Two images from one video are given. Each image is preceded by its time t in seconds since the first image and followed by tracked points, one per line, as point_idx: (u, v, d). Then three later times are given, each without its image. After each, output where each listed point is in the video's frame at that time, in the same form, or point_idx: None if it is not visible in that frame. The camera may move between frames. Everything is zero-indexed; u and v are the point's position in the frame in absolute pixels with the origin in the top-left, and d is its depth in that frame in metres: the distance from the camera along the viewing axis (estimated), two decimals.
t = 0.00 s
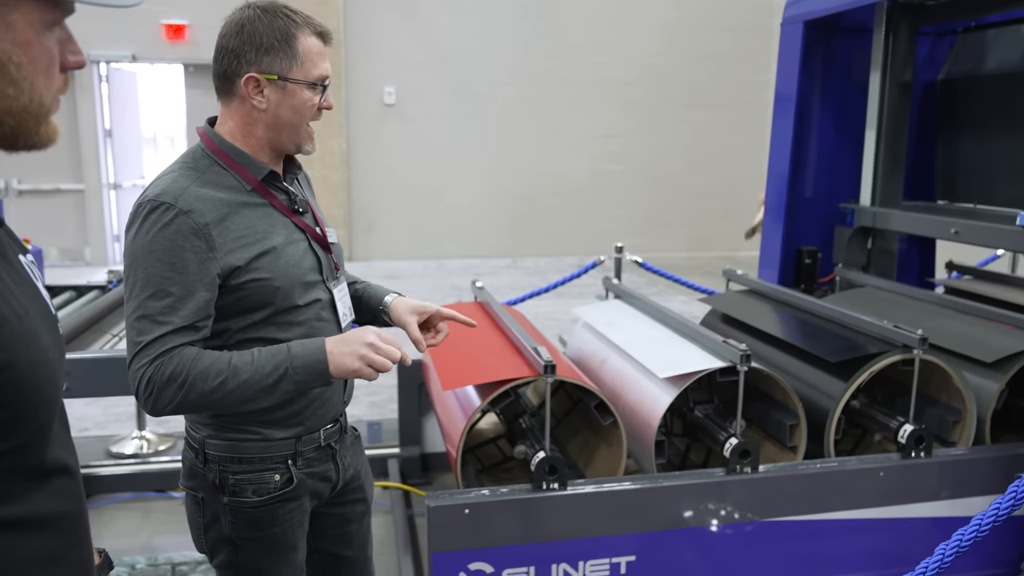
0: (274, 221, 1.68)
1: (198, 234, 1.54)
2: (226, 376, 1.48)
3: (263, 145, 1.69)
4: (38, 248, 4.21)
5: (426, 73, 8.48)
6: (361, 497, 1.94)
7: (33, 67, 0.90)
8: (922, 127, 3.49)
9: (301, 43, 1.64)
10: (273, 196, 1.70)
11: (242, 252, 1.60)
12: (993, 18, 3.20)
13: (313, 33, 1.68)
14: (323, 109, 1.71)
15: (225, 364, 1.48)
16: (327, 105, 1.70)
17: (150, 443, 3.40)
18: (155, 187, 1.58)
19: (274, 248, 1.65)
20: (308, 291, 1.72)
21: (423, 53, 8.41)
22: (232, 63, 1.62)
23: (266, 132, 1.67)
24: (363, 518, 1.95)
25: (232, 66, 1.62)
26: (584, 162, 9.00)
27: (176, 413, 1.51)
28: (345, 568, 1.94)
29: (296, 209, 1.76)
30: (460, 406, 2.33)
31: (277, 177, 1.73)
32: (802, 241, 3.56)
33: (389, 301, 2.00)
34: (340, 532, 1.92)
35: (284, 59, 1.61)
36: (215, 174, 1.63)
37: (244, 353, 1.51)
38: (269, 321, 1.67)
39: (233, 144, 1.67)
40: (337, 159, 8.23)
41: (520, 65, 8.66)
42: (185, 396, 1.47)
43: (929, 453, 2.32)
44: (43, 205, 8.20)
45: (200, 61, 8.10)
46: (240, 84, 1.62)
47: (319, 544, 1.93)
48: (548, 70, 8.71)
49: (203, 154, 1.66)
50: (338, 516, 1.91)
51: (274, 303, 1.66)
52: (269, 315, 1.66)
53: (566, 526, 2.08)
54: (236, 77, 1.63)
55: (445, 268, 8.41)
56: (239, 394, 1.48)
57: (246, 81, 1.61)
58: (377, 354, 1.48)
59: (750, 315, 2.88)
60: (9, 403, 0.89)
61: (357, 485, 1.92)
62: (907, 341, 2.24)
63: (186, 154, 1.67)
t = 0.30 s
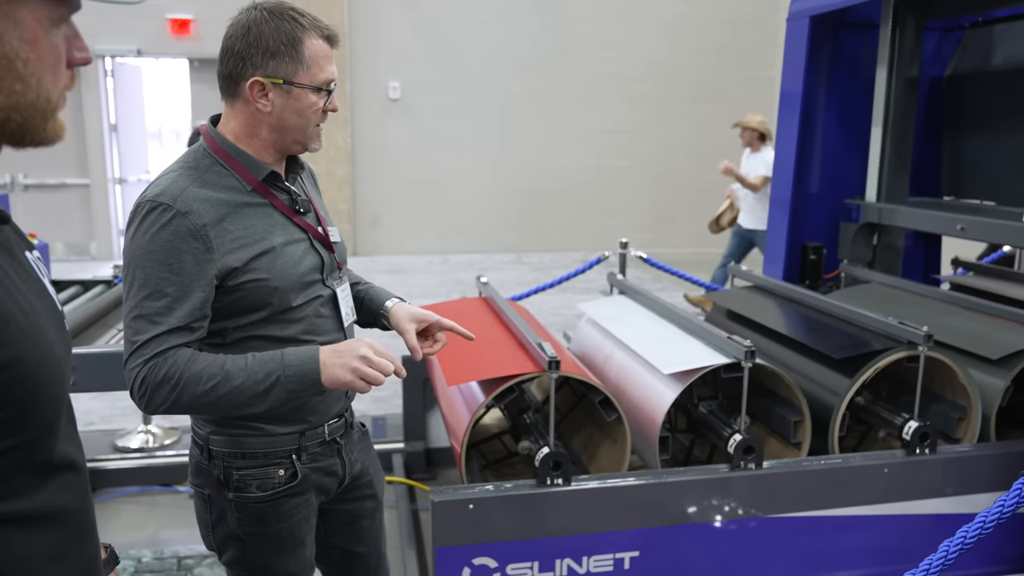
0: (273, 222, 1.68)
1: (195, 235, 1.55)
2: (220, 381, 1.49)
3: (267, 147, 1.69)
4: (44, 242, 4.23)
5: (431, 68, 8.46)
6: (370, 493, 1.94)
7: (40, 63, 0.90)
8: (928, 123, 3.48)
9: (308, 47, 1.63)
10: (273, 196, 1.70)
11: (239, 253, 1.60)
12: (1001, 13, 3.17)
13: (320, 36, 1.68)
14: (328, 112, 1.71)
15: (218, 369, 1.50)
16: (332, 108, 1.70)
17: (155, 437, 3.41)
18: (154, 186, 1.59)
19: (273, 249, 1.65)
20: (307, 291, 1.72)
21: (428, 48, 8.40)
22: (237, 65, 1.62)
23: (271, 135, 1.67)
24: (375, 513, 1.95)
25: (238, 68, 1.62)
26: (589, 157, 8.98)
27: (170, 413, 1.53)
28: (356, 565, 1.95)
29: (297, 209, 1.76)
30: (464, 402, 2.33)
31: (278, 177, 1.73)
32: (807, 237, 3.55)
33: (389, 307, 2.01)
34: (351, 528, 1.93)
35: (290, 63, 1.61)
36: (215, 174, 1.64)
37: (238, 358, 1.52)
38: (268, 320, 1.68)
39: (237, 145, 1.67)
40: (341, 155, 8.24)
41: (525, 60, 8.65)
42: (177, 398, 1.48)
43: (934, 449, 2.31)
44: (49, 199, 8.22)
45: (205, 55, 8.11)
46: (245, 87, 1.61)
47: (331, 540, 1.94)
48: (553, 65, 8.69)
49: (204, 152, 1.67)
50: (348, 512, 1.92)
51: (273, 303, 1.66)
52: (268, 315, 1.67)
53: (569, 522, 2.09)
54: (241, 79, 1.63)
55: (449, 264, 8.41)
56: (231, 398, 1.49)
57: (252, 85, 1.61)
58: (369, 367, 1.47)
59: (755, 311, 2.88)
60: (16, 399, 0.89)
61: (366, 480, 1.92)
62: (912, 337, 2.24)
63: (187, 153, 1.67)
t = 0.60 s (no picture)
0: (289, 220, 1.69)
1: (219, 235, 1.55)
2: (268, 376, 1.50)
3: (275, 146, 1.69)
4: (47, 241, 4.24)
5: (434, 66, 8.46)
6: (382, 485, 1.94)
7: (39, 65, 0.90)
8: (930, 122, 3.47)
9: (313, 45, 1.63)
10: (287, 195, 1.71)
11: (261, 252, 1.61)
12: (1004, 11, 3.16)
13: (325, 34, 1.68)
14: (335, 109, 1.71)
15: (262, 365, 1.50)
16: (339, 106, 1.70)
17: (158, 436, 3.42)
18: (171, 189, 1.58)
19: (289, 247, 1.66)
20: (322, 289, 1.73)
21: (431, 47, 8.40)
22: (244, 66, 1.62)
23: (279, 134, 1.67)
24: (388, 505, 1.95)
25: (244, 69, 1.62)
26: (592, 156, 8.97)
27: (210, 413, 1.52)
28: (375, 558, 1.94)
29: (309, 207, 1.77)
30: (466, 401, 2.33)
31: (290, 175, 1.75)
32: (810, 236, 3.54)
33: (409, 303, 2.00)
34: (363, 523, 1.93)
35: (297, 62, 1.61)
36: (229, 175, 1.64)
37: (286, 354, 1.53)
38: (286, 317, 1.68)
39: (246, 145, 1.67)
40: (344, 153, 8.26)
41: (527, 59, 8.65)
42: (224, 396, 1.48)
43: (935, 449, 2.31)
44: (52, 198, 8.23)
45: (207, 54, 8.12)
46: (252, 87, 1.62)
47: (339, 534, 1.95)
48: (556, 64, 8.69)
49: (216, 154, 1.67)
50: (358, 509, 1.92)
51: (289, 301, 1.67)
52: (285, 313, 1.68)
53: (571, 521, 2.09)
54: (248, 79, 1.63)
55: (451, 262, 8.41)
56: (279, 395, 1.50)
57: (259, 85, 1.61)
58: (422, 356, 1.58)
59: (756, 310, 2.88)
60: (15, 401, 0.89)
61: (376, 475, 1.93)
62: (914, 336, 2.24)
63: (197, 156, 1.67)
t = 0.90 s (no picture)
0: (346, 221, 1.62)
1: (295, 235, 1.49)
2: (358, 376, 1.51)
3: (330, 151, 1.63)
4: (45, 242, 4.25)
5: (433, 66, 8.46)
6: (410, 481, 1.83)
7: (27, 67, 0.90)
8: (929, 122, 3.46)
9: (377, 50, 1.60)
10: (341, 198, 1.64)
11: (330, 252, 1.55)
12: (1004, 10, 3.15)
13: (384, 41, 1.64)
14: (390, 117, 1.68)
15: (345, 365, 1.51)
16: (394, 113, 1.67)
17: (157, 437, 3.42)
18: (237, 189, 1.49)
19: (349, 248, 1.59)
20: (378, 292, 1.67)
21: (430, 46, 8.40)
22: (307, 69, 1.56)
23: (337, 140, 1.62)
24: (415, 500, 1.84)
25: (308, 72, 1.56)
26: (592, 155, 8.96)
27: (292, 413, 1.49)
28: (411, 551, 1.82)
29: (360, 211, 1.70)
30: (465, 402, 2.32)
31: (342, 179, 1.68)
32: (808, 235, 3.54)
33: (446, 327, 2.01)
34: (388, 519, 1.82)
35: (363, 68, 1.57)
36: (290, 175, 1.56)
37: (369, 354, 1.55)
38: (346, 320, 1.61)
39: (304, 149, 1.61)
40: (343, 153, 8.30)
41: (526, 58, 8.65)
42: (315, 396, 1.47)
43: (934, 448, 2.30)
44: (52, 199, 8.24)
45: (206, 54, 8.12)
46: (317, 91, 1.55)
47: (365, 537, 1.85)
48: (555, 63, 8.68)
49: (273, 154, 1.58)
50: (385, 509, 1.81)
51: (347, 303, 1.60)
52: (346, 316, 1.61)
53: (571, 521, 2.09)
54: (310, 83, 1.56)
55: (451, 262, 8.40)
56: (365, 393, 1.51)
57: (324, 90, 1.55)
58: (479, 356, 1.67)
59: (755, 311, 2.87)
60: (6, 404, 0.89)
61: (406, 474, 1.82)
62: (913, 336, 2.23)
63: (252, 155, 1.58)
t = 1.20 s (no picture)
0: (449, 238, 1.57)
1: (409, 242, 1.42)
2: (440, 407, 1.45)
3: (454, 173, 1.58)
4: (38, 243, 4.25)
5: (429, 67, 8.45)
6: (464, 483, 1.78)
7: (7, 70, 0.89)
8: (924, 122, 3.46)
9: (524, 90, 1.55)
10: (451, 217, 1.58)
11: (432, 268, 1.50)
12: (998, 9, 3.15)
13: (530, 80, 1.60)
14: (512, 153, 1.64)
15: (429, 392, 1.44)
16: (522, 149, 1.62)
17: (150, 439, 3.40)
18: (365, 188, 1.43)
19: (449, 266, 1.54)
20: (462, 313, 1.61)
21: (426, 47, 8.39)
22: (454, 92, 1.51)
23: (462, 165, 1.57)
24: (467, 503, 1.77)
25: (455, 95, 1.51)
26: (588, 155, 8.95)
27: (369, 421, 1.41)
28: (461, 546, 1.79)
29: (464, 230, 1.64)
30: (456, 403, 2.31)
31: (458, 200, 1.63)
32: (803, 235, 3.53)
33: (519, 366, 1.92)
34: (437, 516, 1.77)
35: (507, 102, 1.52)
36: (411, 185, 1.50)
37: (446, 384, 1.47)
38: (427, 330, 1.56)
39: (432, 166, 1.56)
40: (339, 154, 8.33)
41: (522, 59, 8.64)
42: (397, 412, 1.40)
43: (929, 448, 2.30)
44: (47, 200, 8.24)
45: (202, 55, 8.12)
46: (459, 116, 1.51)
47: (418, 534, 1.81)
48: (551, 64, 8.67)
49: (399, 163, 1.53)
50: (438, 507, 1.74)
51: (435, 316, 1.55)
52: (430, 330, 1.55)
53: (566, 522, 2.08)
54: (454, 107, 1.52)
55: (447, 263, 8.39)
56: (443, 426, 1.44)
57: (469, 117, 1.50)
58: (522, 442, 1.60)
59: (750, 311, 2.87)
60: None
61: (463, 476, 1.74)
62: (907, 336, 2.23)
63: (377, 159, 1.53)
